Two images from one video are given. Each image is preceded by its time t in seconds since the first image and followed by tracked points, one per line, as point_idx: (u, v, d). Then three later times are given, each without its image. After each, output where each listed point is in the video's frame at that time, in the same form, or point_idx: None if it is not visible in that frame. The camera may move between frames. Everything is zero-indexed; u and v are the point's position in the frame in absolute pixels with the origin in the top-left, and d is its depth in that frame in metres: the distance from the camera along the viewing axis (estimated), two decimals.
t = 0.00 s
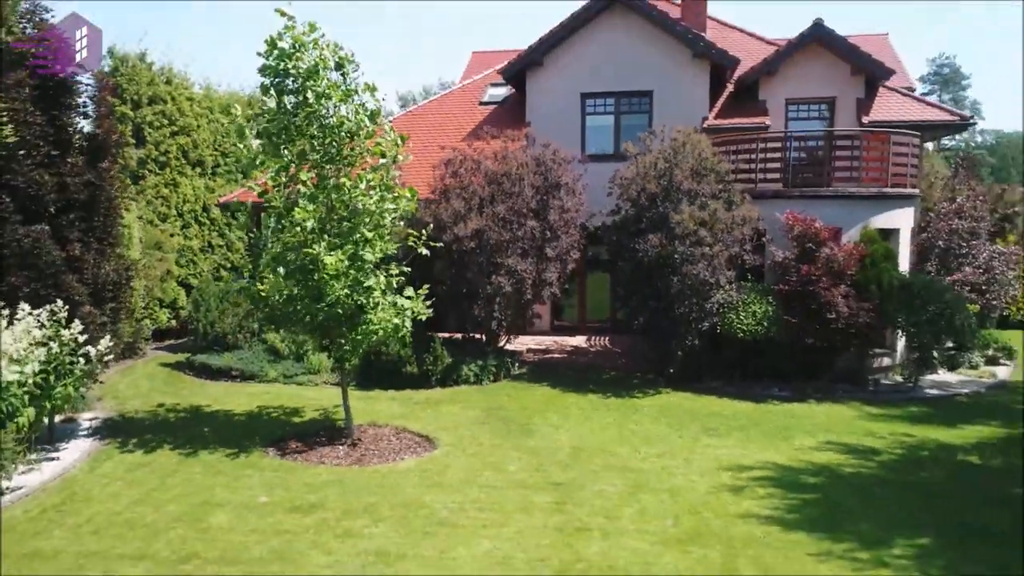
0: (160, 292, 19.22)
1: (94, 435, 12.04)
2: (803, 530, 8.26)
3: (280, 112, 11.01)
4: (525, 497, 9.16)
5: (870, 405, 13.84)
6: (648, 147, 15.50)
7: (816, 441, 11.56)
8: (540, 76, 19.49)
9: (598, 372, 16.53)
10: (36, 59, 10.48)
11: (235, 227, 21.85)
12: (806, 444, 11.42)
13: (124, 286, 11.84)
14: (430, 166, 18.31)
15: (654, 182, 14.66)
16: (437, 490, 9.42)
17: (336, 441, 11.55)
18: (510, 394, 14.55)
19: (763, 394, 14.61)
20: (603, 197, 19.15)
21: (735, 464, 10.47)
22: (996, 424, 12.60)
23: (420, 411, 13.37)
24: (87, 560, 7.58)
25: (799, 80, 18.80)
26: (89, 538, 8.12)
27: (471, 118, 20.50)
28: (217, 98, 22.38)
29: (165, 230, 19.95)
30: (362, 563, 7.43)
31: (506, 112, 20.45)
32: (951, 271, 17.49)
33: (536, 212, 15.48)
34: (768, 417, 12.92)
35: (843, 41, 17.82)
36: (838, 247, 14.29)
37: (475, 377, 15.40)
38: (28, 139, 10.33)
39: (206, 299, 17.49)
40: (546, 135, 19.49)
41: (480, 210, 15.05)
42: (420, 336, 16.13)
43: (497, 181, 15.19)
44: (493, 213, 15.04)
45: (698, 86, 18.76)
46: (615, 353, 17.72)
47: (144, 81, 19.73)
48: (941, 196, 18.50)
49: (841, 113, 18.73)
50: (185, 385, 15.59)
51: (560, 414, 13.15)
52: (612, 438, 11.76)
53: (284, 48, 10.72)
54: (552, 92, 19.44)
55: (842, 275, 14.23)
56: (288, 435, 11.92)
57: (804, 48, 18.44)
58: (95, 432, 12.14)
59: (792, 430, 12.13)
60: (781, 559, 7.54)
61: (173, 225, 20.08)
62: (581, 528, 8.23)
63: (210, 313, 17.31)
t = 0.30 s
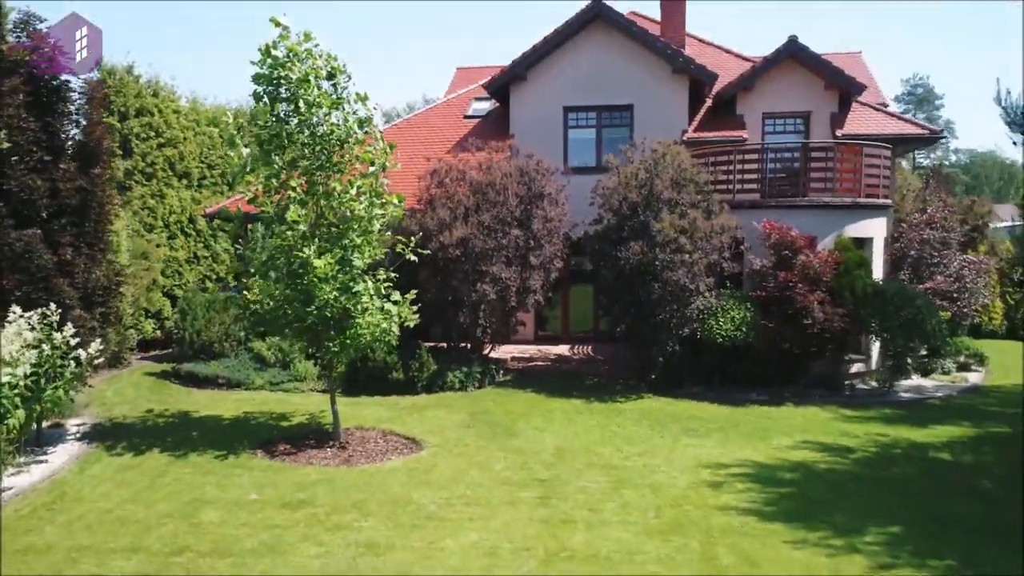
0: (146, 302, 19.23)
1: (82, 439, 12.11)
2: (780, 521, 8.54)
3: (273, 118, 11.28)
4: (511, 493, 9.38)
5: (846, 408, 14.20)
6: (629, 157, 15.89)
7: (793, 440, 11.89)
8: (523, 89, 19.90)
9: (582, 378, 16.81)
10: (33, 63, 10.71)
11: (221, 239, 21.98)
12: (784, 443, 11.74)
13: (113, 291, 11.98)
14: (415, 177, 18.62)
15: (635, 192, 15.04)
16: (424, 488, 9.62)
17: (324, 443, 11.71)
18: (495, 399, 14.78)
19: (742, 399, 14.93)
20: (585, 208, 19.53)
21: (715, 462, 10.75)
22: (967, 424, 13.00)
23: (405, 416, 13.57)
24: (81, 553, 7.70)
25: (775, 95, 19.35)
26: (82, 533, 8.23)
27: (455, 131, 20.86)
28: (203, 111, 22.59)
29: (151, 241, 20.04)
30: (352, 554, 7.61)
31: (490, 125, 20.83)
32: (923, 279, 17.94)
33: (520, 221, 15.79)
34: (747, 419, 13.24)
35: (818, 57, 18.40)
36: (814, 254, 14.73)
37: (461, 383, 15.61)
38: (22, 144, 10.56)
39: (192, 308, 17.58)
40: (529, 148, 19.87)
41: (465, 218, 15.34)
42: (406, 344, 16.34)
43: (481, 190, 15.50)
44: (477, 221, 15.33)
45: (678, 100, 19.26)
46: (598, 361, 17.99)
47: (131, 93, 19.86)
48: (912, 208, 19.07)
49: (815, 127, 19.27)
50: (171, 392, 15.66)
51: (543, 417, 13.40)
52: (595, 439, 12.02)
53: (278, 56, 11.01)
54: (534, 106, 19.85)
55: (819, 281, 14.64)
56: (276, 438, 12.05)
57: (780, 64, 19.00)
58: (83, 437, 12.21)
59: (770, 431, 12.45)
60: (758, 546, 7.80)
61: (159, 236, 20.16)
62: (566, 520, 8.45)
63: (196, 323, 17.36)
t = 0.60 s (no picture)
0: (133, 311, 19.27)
1: (69, 443, 12.17)
2: (757, 512, 8.83)
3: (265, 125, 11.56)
4: (497, 489, 9.60)
5: (822, 411, 14.57)
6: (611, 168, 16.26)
7: (771, 440, 12.23)
8: (507, 103, 20.30)
9: (565, 385, 17.09)
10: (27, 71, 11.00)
11: (207, 250, 22.11)
12: (761, 443, 12.08)
13: (103, 296, 12.12)
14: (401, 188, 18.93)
15: (617, 201, 15.39)
16: (411, 485, 9.83)
17: (312, 445, 11.88)
18: (480, 404, 15.01)
19: (722, 403, 15.27)
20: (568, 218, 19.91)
21: (695, 460, 11.05)
22: (938, 425, 13.41)
23: (392, 420, 13.77)
24: (74, 546, 7.83)
25: (753, 109, 19.89)
26: (74, 528, 8.35)
27: (441, 144, 21.21)
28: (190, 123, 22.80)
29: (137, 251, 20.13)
30: (342, 544, 7.80)
31: (475, 138, 21.20)
32: (897, 287, 18.37)
33: (504, 230, 16.08)
34: (726, 421, 13.57)
35: (794, 73, 18.96)
36: (791, 262, 15.16)
37: (446, 390, 15.82)
38: (15, 149, 10.73)
39: (178, 316, 17.69)
40: (513, 160, 20.24)
41: (451, 227, 15.62)
42: (392, 351, 16.56)
43: (466, 199, 15.80)
44: (463, 230, 15.61)
45: (659, 114, 19.74)
46: (581, 369, 18.27)
47: (119, 105, 20.04)
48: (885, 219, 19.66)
49: (792, 141, 19.79)
50: (157, 399, 15.73)
51: (528, 420, 13.66)
52: (578, 439, 12.29)
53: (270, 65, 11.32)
54: (518, 119, 20.24)
55: (795, 288, 15.08)
56: (265, 441, 12.20)
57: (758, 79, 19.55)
58: (70, 441, 12.28)
59: (749, 432, 12.79)
60: (736, 535, 8.08)
61: (145, 245, 20.27)
62: (551, 513, 8.69)
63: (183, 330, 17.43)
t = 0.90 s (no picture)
0: (116, 313, 19.35)
1: (56, 439, 12.28)
2: (731, 495, 9.16)
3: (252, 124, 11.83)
4: (480, 476, 9.87)
5: (796, 406, 15.00)
6: (592, 170, 16.60)
7: (746, 432, 12.60)
8: (490, 108, 20.65)
9: (547, 383, 17.39)
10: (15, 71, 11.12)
11: (191, 252, 22.24)
12: (737, 434, 12.45)
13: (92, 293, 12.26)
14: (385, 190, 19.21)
15: (598, 203, 15.73)
16: (396, 473, 10.07)
17: (298, 438, 12.09)
18: (463, 401, 15.26)
19: (700, 399, 15.65)
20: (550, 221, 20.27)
21: (672, 450, 11.38)
22: (907, 418, 13.86)
23: (377, 415, 14.02)
24: (66, 530, 7.99)
25: (730, 115, 20.39)
26: (64, 514, 8.50)
27: (425, 147, 21.53)
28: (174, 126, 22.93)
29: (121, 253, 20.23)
30: (329, 526, 8.02)
31: (458, 142, 21.52)
32: (869, 288, 18.85)
33: (487, 231, 16.36)
34: (704, 415, 13.93)
35: (769, 80, 19.47)
36: (766, 261, 15.61)
37: (430, 387, 16.06)
38: (4, 147, 10.89)
39: (163, 317, 17.79)
40: (496, 163, 20.58)
41: (435, 228, 15.89)
42: (375, 349, 16.83)
43: (450, 201, 16.08)
44: (446, 231, 15.88)
45: (638, 120, 20.18)
46: (563, 368, 18.56)
47: (103, 108, 20.16)
48: (858, 222, 20.22)
49: (768, 146, 20.28)
50: (142, 398, 15.84)
51: (510, 415, 13.94)
52: (559, 432, 12.61)
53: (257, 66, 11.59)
54: (501, 124, 20.59)
55: (770, 286, 15.53)
56: (251, 435, 12.37)
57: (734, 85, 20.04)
58: (57, 437, 12.38)
59: (725, 424, 13.15)
60: (711, 515, 8.39)
61: (129, 248, 20.36)
62: (532, 497, 8.97)
63: (167, 331, 17.56)
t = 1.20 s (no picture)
0: (100, 305, 19.39)
1: (42, 425, 12.38)
2: (706, 472, 9.49)
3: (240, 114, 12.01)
4: (463, 456, 10.14)
5: (771, 393, 15.42)
6: (574, 163, 16.89)
7: (722, 416, 12.96)
8: (472, 103, 20.91)
9: (529, 373, 17.70)
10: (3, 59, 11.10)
11: (173, 245, 22.32)
12: (713, 418, 12.83)
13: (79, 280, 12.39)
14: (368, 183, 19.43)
15: (579, 196, 16.04)
16: (382, 454, 10.32)
17: (284, 423, 12.29)
18: (446, 389, 15.53)
19: (678, 388, 16.02)
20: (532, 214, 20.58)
21: (651, 433, 11.71)
22: (877, 403, 14.31)
23: (361, 403, 14.25)
24: (58, 506, 8.16)
25: (708, 111, 20.79)
26: (55, 493, 8.65)
27: (408, 142, 21.76)
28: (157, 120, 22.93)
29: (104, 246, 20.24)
30: (317, 501, 8.25)
31: (441, 137, 21.77)
32: (843, 281, 19.37)
33: (470, 223, 16.61)
34: (682, 401, 14.29)
35: (746, 77, 19.87)
36: (742, 252, 16.03)
37: (414, 376, 16.30)
38: None
39: (147, 308, 17.87)
40: (478, 158, 20.84)
41: (418, 219, 16.12)
42: (359, 340, 17.04)
43: (433, 192, 16.29)
44: (430, 222, 16.11)
45: (618, 115, 20.52)
46: (544, 359, 18.84)
47: (85, 101, 20.15)
48: (832, 216, 20.71)
49: (745, 141, 20.69)
50: (127, 387, 15.93)
51: (493, 402, 14.22)
52: (540, 417, 12.91)
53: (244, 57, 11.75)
54: (483, 118, 20.86)
55: (747, 277, 15.96)
56: (238, 421, 12.55)
57: (712, 82, 20.43)
58: (43, 423, 12.48)
59: (702, 410, 13.52)
60: (687, 489, 8.73)
61: (112, 240, 20.37)
62: (514, 474, 9.26)
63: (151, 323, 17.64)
